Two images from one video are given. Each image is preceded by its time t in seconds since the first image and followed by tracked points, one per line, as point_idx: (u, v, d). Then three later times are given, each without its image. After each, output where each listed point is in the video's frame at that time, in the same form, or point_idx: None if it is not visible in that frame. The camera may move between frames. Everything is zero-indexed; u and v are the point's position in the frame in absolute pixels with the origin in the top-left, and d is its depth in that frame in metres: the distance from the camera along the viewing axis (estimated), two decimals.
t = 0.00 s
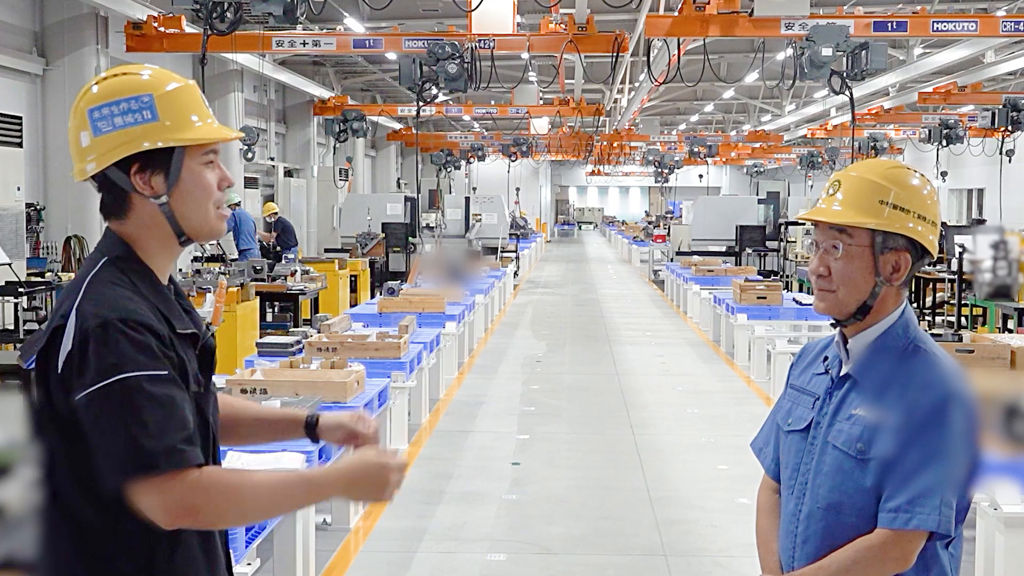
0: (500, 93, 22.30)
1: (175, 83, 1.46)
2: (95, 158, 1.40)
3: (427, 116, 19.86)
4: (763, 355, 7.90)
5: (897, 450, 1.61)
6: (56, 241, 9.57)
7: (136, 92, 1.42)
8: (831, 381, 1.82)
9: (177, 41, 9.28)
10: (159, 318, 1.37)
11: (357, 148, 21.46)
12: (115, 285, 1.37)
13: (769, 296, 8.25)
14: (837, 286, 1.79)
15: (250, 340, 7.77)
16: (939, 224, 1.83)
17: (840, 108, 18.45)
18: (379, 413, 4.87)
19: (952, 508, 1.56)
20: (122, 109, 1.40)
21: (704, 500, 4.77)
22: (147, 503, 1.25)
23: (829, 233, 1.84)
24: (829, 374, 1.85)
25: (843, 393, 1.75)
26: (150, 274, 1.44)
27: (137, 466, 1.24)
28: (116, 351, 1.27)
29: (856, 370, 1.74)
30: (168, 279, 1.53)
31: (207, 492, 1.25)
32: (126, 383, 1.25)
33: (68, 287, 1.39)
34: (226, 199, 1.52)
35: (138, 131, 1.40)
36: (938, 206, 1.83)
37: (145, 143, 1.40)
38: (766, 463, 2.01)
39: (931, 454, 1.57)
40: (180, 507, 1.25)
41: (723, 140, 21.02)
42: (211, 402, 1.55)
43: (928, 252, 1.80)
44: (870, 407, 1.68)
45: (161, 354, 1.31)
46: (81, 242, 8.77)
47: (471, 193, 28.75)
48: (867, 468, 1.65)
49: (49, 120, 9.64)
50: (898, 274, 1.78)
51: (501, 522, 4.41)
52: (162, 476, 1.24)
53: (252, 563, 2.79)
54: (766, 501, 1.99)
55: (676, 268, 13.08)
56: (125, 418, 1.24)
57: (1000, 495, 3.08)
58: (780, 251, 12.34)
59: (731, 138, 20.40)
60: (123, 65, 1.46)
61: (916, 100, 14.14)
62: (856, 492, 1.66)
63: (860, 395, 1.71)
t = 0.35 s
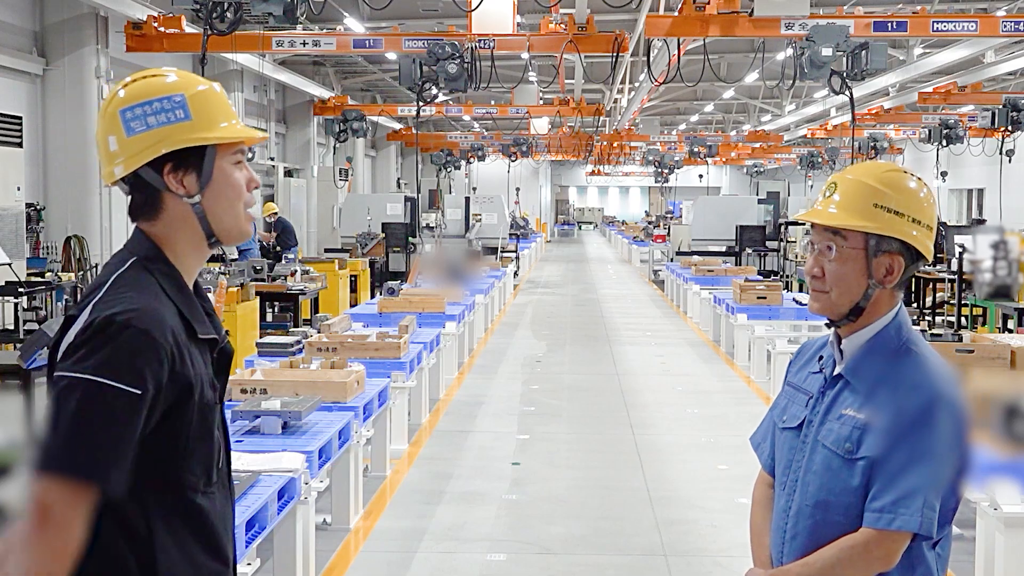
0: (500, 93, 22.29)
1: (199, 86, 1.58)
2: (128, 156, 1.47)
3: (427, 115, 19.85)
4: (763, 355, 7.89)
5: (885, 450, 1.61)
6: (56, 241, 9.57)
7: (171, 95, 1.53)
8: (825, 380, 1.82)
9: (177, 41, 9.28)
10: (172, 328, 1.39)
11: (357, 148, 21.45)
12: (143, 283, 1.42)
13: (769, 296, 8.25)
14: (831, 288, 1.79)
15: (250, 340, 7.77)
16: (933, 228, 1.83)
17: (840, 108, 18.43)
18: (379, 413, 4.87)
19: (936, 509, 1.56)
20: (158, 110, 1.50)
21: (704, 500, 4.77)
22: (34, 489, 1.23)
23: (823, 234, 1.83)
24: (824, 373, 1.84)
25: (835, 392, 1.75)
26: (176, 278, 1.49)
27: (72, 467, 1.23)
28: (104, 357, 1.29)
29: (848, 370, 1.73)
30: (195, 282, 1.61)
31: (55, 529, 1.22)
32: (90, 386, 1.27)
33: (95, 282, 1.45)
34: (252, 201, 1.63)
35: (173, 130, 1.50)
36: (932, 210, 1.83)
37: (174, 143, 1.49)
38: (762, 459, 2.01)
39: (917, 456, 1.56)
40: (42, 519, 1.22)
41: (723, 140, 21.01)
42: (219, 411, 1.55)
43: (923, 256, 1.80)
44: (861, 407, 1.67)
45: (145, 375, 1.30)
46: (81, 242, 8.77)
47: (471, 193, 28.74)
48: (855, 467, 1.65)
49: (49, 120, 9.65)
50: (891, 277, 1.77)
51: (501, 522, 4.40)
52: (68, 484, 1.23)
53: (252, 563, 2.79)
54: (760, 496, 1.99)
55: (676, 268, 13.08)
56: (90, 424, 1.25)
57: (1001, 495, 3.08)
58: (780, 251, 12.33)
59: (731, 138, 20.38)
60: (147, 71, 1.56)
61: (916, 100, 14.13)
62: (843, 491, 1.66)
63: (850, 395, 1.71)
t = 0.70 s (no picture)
0: (500, 93, 22.30)
1: (226, 96, 1.58)
2: (147, 155, 1.49)
3: (427, 115, 19.85)
4: (763, 355, 7.89)
5: (884, 449, 1.61)
6: (55, 241, 9.56)
7: (196, 98, 1.54)
8: (823, 380, 1.82)
9: (177, 41, 9.28)
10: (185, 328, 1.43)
11: (357, 148, 21.46)
12: (150, 285, 1.43)
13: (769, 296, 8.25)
14: (828, 288, 1.79)
15: (249, 340, 7.77)
16: (930, 229, 1.82)
17: (840, 108, 18.43)
18: (379, 413, 4.87)
19: (934, 508, 1.56)
20: (181, 112, 1.51)
21: (704, 500, 4.77)
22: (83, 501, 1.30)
23: (820, 236, 1.83)
24: (822, 372, 1.84)
25: (834, 392, 1.75)
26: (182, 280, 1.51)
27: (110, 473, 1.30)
28: (131, 356, 1.33)
29: (846, 369, 1.73)
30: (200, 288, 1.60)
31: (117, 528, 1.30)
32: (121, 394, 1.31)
33: (101, 281, 1.45)
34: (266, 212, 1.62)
35: (192, 133, 1.50)
36: (930, 211, 1.83)
37: (191, 146, 1.49)
38: (760, 459, 2.01)
39: (915, 455, 1.56)
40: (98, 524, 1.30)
41: (723, 140, 21.01)
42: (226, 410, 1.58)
43: (920, 255, 1.80)
44: (859, 406, 1.67)
45: (168, 372, 1.35)
46: (81, 242, 8.77)
47: (471, 193, 28.73)
48: (853, 467, 1.65)
49: (49, 120, 9.64)
50: (889, 277, 1.78)
51: (501, 522, 4.40)
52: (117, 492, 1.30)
53: (252, 563, 2.78)
54: (757, 496, 1.99)
55: (676, 268, 13.08)
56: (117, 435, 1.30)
57: (1001, 494, 3.08)
58: (780, 251, 12.34)
59: (731, 138, 20.38)
60: (175, 77, 1.58)
61: (916, 100, 14.14)
62: (842, 490, 1.66)
63: (850, 394, 1.70)
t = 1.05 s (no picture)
0: (500, 93, 22.30)
1: (246, 109, 1.56)
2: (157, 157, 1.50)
3: (427, 116, 19.86)
4: (763, 355, 7.89)
5: (889, 448, 1.61)
6: (55, 241, 9.56)
7: (210, 110, 1.53)
8: (825, 380, 1.82)
9: (177, 41, 9.28)
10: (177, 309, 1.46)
11: (357, 148, 21.47)
12: (134, 282, 1.44)
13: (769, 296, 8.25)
14: (829, 287, 1.79)
15: (250, 340, 7.78)
16: (931, 225, 1.83)
17: (840, 108, 18.44)
18: (379, 413, 4.87)
19: (941, 507, 1.56)
20: (193, 121, 1.51)
21: (704, 500, 4.77)
22: (160, 478, 1.33)
23: (821, 233, 1.83)
24: (824, 373, 1.84)
25: (837, 392, 1.75)
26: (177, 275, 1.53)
27: (155, 450, 1.31)
28: (121, 339, 1.35)
29: (849, 368, 1.73)
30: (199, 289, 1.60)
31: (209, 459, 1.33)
32: (148, 370, 1.34)
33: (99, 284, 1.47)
34: (271, 229, 1.57)
35: (199, 141, 1.50)
36: (930, 208, 1.83)
37: (196, 153, 1.49)
38: (762, 462, 2.00)
39: (921, 453, 1.57)
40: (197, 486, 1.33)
41: (723, 140, 21.02)
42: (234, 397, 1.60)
43: (920, 253, 1.80)
44: (863, 406, 1.67)
45: (174, 347, 1.38)
46: (81, 242, 8.77)
47: (471, 193, 28.72)
48: (859, 466, 1.65)
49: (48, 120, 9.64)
50: (890, 274, 1.77)
51: (501, 522, 4.40)
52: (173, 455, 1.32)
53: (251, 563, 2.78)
54: (761, 499, 1.98)
55: (676, 268, 13.08)
56: (157, 406, 1.32)
57: (1001, 494, 3.08)
58: (780, 251, 12.34)
59: (731, 138, 20.39)
60: (200, 86, 1.58)
61: (916, 100, 14.14)
62: (847, 490, 1.66)
63: (853, 394, 1.71)
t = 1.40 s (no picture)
0: (500, 93, 22.30)
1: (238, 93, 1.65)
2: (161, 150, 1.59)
3: (427, 116, 19.84)
4: (763, 355, 7.89)
5: (893, 448, 1.61)
6: (55, 241, 9.55)
7: (200, 97, 1.61)
8: (829, 381, 1.82)
9: (177, 41, 9.28)
10: (188, 297, 1.54)
11: (357, 148, 21.46)
12: (150, 274, 1.52)
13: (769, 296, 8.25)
14: (832, 286, 1.79)
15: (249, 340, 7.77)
16: (934, 224, 1.83)
17: (840, 108, 18.43)
18: (379, 413, 4.87)
19: (945, 506, 1.56)
20: (188, 110, 1.59)
21: (704, 500, 4.77)
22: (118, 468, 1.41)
23: (823, 231, 1.83)
24: (828, 374, 1.85)
25: (840, 392, 1.75)
26: (198, 267, 1.62)
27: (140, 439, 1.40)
28: (124, 329, 1.43)
29: (853, 369, 1.73)
30: (225, 274, 1.69)
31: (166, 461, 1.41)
32: (129, 359, 1.41)
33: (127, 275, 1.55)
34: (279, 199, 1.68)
35: (198, 128, 1.58)
36: (933, 206, 1.83)
37: (198, 139, 1.58)
38: (767, 466, 2.01)
39: (925, 451, 1.57)
40: (148, 480, 1.41)
41: (723, 140, 21.01)
42: (252, 383, 1.66)
43: (924, 252, 1.80)
44: (866, 405, 1.67)
45: (164, 341, 1.44)
46: (81, 242, 8.77)
47: (471, 193, 28.70)
48: (862, 466, 1.65)
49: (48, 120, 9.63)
50: (892, 273, 1.77)
51: (501, 522, 4.40)
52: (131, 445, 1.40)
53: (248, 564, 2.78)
54: (766, 504, 1.99)
55: (676, 268, 13.08)
56: (126, 400, 1.39)
57: (1001, 494, 3.09)
58: (780, 251, 12.34)
59: (731, 138, 20.37)
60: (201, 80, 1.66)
61: (916, 100, 14.14)
62: (851, 491, 1.66)
63: (857, 393, 1.70)
